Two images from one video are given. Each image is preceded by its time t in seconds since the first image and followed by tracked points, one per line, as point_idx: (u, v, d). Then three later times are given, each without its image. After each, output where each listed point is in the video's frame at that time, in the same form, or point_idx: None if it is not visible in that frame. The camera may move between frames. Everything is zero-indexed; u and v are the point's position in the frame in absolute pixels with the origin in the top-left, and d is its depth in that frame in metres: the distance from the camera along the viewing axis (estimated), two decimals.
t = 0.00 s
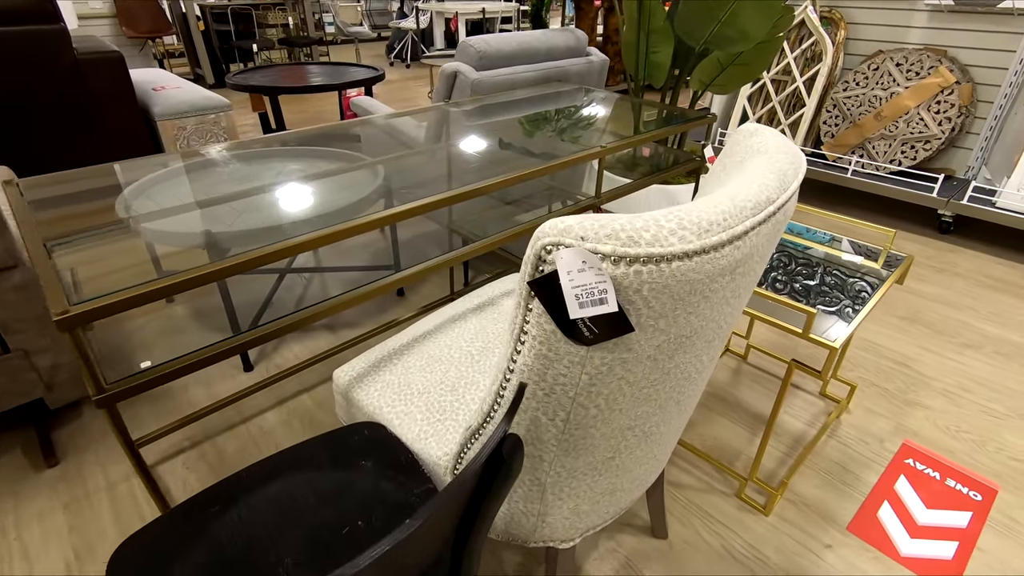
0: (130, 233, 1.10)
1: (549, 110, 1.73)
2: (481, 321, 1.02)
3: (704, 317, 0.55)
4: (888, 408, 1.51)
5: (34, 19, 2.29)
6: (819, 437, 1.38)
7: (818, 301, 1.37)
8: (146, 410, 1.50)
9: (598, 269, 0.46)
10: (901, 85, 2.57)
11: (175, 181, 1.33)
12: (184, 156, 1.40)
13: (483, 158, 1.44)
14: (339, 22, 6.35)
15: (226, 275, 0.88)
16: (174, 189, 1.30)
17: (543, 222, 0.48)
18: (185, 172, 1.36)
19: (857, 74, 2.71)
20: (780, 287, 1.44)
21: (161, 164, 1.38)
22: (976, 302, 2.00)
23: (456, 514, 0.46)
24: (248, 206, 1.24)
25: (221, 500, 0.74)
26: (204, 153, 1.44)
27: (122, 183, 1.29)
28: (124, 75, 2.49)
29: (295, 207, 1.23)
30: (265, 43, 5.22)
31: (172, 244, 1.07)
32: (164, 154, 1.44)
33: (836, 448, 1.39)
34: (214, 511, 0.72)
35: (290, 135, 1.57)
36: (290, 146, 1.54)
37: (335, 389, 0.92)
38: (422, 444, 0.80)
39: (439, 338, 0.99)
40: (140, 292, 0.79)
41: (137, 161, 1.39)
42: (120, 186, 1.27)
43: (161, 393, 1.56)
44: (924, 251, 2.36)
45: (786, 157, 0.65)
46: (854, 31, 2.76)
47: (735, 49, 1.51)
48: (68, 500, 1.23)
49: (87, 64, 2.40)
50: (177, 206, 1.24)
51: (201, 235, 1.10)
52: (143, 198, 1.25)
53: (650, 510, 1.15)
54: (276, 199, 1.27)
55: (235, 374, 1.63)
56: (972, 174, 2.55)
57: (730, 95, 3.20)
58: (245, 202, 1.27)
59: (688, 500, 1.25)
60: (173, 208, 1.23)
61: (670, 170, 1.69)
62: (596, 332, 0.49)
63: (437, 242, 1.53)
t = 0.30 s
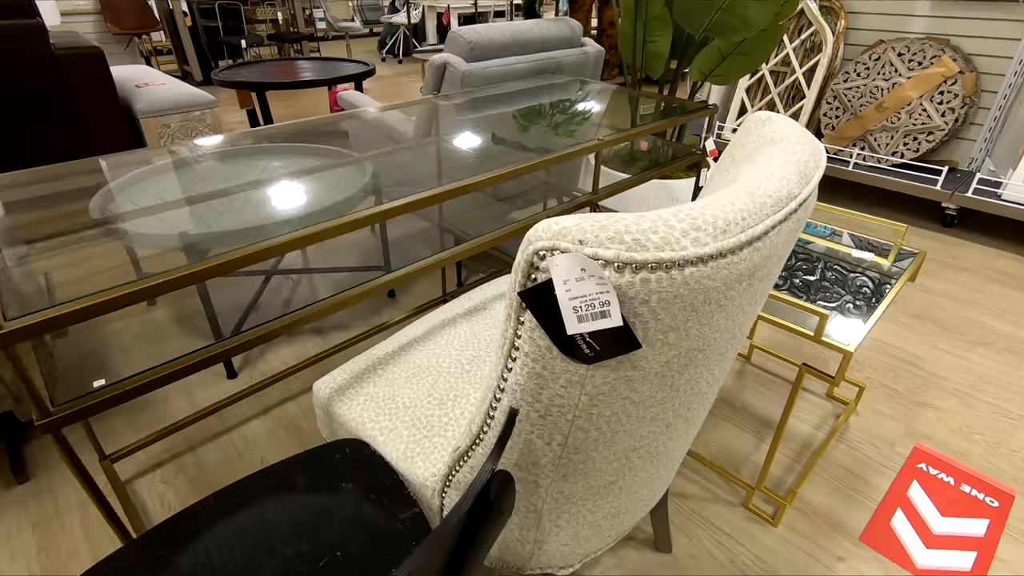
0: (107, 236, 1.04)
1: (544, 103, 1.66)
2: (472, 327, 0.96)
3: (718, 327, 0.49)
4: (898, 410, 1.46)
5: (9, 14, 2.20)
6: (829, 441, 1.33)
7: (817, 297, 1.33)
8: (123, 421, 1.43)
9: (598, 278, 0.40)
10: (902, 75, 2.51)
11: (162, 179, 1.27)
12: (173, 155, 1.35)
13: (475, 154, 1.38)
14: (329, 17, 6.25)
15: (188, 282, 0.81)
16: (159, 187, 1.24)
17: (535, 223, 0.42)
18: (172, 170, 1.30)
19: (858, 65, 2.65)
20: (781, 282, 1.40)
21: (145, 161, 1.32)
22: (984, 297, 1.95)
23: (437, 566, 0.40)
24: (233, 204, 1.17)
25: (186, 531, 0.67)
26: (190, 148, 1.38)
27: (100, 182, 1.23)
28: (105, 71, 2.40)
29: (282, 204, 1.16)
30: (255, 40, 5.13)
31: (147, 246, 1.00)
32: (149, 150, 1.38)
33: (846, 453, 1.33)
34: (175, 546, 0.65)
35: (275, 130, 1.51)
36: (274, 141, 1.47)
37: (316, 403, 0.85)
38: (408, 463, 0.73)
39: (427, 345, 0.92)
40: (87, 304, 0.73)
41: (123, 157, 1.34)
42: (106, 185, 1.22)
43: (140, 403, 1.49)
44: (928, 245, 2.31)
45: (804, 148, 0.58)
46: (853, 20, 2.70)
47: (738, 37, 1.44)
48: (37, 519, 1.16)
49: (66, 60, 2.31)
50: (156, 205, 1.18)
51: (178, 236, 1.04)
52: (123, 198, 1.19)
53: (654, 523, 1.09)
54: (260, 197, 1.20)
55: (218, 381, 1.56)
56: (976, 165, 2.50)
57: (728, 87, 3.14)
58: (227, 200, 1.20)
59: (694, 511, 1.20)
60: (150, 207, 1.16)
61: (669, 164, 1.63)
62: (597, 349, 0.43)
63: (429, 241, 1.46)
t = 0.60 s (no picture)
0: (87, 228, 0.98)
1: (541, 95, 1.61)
2: (465, 329, 0.90)
3: (738, 330, 0.44)
4: (910, 411, 1.40)
5: None
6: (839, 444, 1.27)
7: (819, 294, 1.30)
8: (103, 430, 1.37)
9: (604, 275, 0.34)
10: (906, 67, 2.46)
11: (152, 174, 1.22)
12: (163, 152, 1.30)
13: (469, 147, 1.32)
14: (323, 15, 6.18)
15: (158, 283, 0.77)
16: (147, 182, 1.19)
17: (529, 213, 0.36)
18: (163, 166, 1.25)
19: (860, 57, 2.60)
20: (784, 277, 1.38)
21: (131, 158, 1.27)
22: (993, 293, 1.90)
23: None
24: (225, 198, 1.12)
25: (151, 557, 0.61)
26: (178, 146, 1.33)
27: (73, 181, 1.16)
28: (90, 67, 2.34)
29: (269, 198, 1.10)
30: (247, 38, 5.06)
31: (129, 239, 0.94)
32: (132, 146, 1.33)
33: (857, 456, 1.28)
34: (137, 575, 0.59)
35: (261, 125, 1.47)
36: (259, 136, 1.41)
37: (298, 413, 0.80)
38: (395, 478, 0.68)
39: (417, 349, 0.86)
40: (53, 304, 0.69)
41: (110, 154, 1.29)
42: (95, 182, 1.18)
43: (120, 410, 1.42)
44: (934, 240, 2.25)
45: (826, 130, 0.53)
46: (855, 11, 2.64)
47: (741, 25, 1.37)
48: (8, 536, 1.10)
49: (46, 57, 2.24)
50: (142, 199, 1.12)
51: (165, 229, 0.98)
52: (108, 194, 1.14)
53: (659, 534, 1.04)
54: (250, 191, 1.14)
55: (202, 387, 1.50)
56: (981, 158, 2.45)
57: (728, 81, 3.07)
58: (219, 193, 1.14)
59: (700, 519, 1.14)
60: (136, 202, 1.11)
61: (670, 157, 1.58)
62: (603, 358, 0.37)
63: (421, 238, 1.40)
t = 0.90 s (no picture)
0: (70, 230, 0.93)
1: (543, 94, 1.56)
2: (463, 336, 0.86)
3: (765, 338, 0.39)
4: (928, 418, 1.35)
5: None
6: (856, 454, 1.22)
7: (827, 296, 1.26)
8: (91, 440, 1.32)
9: (616, 276, 0.29)
10: (914, 65, 2.42)
11: (150, 174, 1.17)
12: (160, 152, 1.26)
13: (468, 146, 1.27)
14: (323, 19, 6.16)
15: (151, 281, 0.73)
16: (145, 181, 1.15)
17: (530, 206, 0.32)
18: (162, 166, 1.21)
19: (867, 56, 2.56)
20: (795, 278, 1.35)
21: (128, 159, 1.23)
22: (1009, 295, 1.84)
23: None
24: (225, 197, 1.07)
25: None
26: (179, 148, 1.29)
27: (57, 184, 1.12)
28: (86, 70, 2.29)
29: (269, 197, 1.05)
30: (247, 42, 5.04)
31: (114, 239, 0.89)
32: (124, 147, 1.29)
33: (874, 466, 1.23)
34: None
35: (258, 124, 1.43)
36: (254, 136, 1.37)
37: (286, 426, 0.75)
38: (388, 497, 0.63)
39: (413, 357, 0.82)
40: (33, 304, 0.65)
41: (107, 156, 1.25)
42: (92, 182, 1.14)
43: (110, 420, 1.38)
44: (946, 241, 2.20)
45: (853, 117, 0.48)
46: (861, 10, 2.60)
47: (747, 19, 1.33)
48: None
49: (42, 60, 2.20)
50: (139, 198, 1.08)
51: (160, 228, 0.93)
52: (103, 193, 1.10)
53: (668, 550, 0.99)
54: (249, 190, 1.10)
55: (195, 396, 1.45)
56: (992, 158, 2.40)
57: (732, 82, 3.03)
58: (217, 192, 1.09)
59: (711, 534, 1.09)
60: (131, 201, 1.06)
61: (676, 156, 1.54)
62: (615, 371, 0.33)
63: (420, 241, 1.35)
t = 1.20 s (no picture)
0: (48, 236, 0.89)
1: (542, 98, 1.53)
2: (458, 349, 0.81)
3: (789, 354, 0.35)
4: (943, 431, 1.30)
5: None
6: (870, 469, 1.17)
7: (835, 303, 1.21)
8: (75, 457, 1.27)
9: (624, 284, 0.25)
10: (918, 70, 2.39)
11: (149, 180, 1.14)
12: (150, 159, 1.23)
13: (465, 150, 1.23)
14: (323, 29, 6.17)
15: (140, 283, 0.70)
16: (142, 186, 1.11)
17: (523, 204, 0.27)
18: (161, 172, 1.18)
19: (870, 61, 2.53)
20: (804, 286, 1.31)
21: (124, 166, 1.20)
22: (1021, 303, 1.80)
23: None
24: (224, 201, 1.03)
25: None
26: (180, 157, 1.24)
27: (39, 191, 1.08)
28: (82, 77, 2.26)
29: (271, 201, 1.01)
30: (247, 52, 5.03)
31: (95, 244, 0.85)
32: (112, 153, 1.25)
33: (889, 482, 1.18)
34: None
35: (254, 128, 1.40)
36: (248, 142, 1.34)
37: (270, 445, 0.70)
38: (375, 523, 0.58)
39: (405, 372, 0.77)
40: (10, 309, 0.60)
41: (104, 162, 1.22)
42: (89, 187, 1.11)
43: (96, 435, 1.33)
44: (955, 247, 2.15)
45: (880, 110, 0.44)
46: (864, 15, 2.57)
47: (752, 21, 1.29)
48: None
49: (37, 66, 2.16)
50: (136, 202, 1.04)
51: (152, 231, 0.89)
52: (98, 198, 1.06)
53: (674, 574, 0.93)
54: (247, 195, 1.06)
55: (184, 409, 1.40)
56: (999, 163, 2.36)
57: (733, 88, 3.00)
58: (216, 196, 1.06)
59: (721, 554, 1.03)
60: (126, 205, 1.03)
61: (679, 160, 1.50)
62: (621, 395, 0.29)
63: (417, 249, 1.31)
